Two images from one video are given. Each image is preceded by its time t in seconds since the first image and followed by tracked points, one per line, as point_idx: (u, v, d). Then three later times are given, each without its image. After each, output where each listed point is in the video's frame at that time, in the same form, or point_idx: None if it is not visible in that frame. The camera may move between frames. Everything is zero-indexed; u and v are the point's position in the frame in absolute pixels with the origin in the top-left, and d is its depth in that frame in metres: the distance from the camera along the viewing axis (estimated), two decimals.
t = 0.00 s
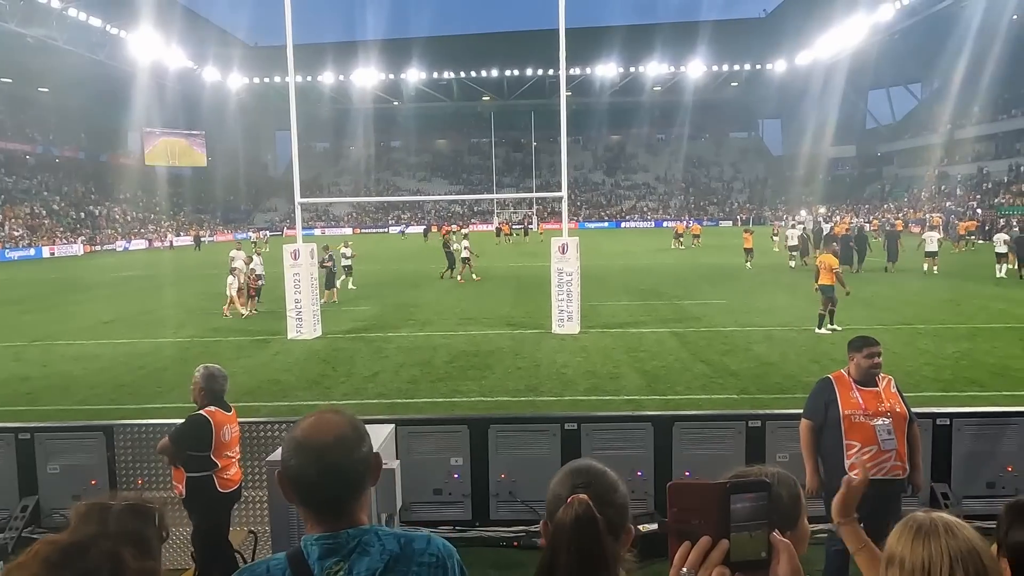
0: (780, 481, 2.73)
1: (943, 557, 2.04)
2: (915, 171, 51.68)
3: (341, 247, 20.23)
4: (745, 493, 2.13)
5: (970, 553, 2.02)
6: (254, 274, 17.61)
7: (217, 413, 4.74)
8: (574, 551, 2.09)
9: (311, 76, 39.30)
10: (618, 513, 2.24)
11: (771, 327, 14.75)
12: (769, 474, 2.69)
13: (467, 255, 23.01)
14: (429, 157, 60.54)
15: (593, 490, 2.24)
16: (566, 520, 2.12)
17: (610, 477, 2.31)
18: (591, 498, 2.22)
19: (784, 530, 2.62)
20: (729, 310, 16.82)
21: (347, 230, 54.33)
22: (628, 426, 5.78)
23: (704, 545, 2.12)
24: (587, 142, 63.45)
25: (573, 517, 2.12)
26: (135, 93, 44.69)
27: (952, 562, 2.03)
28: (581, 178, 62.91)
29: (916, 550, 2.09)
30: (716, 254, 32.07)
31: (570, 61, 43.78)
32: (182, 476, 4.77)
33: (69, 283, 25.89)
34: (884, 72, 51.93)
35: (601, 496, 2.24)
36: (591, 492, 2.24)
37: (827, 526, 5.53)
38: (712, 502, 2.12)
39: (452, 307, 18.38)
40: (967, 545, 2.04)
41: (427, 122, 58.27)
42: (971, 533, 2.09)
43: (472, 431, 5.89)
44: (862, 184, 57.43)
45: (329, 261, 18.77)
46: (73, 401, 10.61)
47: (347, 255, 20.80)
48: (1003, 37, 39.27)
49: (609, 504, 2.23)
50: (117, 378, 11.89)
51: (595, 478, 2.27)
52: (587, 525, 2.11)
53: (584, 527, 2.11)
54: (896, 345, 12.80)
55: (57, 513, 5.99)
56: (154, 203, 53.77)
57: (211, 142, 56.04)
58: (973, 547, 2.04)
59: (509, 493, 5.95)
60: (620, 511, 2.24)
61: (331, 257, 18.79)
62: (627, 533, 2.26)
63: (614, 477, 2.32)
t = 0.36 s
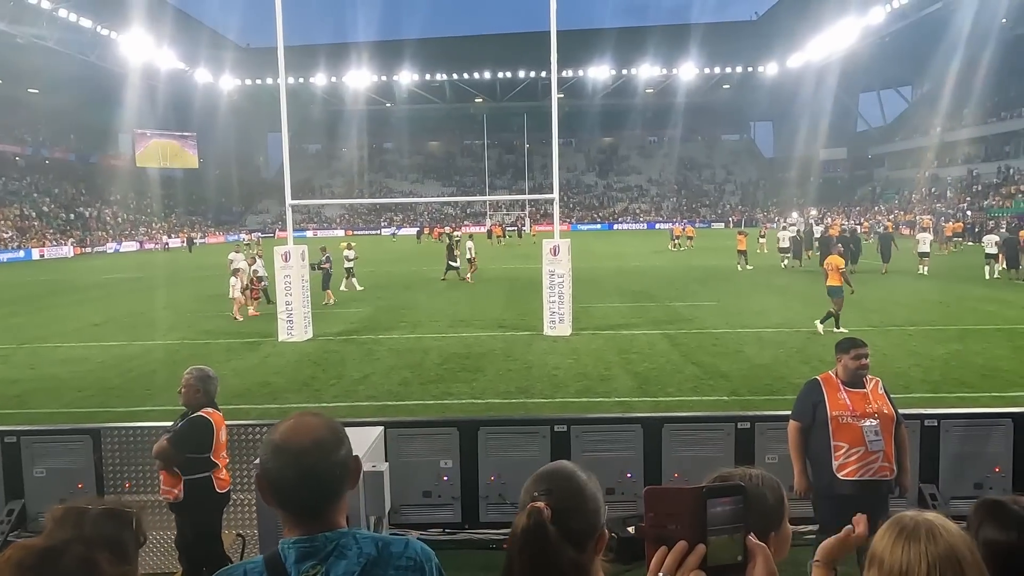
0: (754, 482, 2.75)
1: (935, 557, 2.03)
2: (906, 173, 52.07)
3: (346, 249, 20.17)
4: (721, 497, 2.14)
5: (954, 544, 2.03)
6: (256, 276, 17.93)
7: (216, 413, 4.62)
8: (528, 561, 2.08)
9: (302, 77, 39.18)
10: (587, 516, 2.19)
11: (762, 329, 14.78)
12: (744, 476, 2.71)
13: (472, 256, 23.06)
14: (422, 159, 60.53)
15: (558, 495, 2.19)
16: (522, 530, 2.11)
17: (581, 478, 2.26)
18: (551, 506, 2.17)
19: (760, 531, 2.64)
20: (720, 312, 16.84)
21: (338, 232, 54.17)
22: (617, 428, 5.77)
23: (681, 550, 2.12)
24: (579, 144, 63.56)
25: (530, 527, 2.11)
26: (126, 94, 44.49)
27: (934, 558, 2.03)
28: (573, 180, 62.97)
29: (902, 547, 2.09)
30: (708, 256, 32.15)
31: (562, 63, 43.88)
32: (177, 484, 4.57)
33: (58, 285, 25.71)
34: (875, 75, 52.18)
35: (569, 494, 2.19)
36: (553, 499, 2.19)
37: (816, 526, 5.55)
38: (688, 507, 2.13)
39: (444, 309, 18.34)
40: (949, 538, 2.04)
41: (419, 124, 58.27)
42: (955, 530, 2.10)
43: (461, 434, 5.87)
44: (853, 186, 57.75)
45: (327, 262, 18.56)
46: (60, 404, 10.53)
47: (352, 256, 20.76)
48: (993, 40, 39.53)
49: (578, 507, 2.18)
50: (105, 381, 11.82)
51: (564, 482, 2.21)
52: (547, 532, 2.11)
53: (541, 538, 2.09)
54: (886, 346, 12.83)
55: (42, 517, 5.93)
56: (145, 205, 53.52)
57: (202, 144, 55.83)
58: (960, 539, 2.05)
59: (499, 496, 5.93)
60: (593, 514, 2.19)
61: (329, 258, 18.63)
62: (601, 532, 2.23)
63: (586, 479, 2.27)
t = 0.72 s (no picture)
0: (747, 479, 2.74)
1: (916, 556, 1.97)
2: (898, 175, 52.45)
3: (350, 249, 20.16)
4: (714, 497, 2.17)
5: (935, 540, 1.98)
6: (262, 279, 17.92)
7: (217, 416, 4.60)
8: (504, 560, 2.08)
9: (296, 78, 39.14)
10: (568, 515, 2.17)
11: (754, 330, 14.84)
12: (734, 475, 2.71)
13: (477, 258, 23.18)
14: (416, 160, 60.60)
15: (538, 493, 2.18)
16: (493, 532, 2.12)
17: (566, 477, 2.25)
18: (527, 506, 2.17)
19: (749, 529, 2.64)
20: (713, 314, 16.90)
21: (332, 233, 54.12)
22: (610, 429, 5.77)
23: (672, 551, 2.13)
24: (573, 146, 63.69)
25: (505, 529, 2.11)
26: (118, 94, 44.30)
27: (910, 559, 1.97)
28: (567, 181, 63.07)
29: (879, 547, 2.05)
30: (702, 258, 32.29)
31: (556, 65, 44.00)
32: (179, 486, 4.57)
33: (49, 287, 25.58)
34: (867, 77, 52.53)
35: (549, 492, 2.18)
36: (531, 499, 2.17)
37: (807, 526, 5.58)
38: (680, 509, 2.14)
39: (437, 311, 18.35)
40: (924, 535, 2.00)
41: (413, 125, 58.26)
42: (936, 525, 2.04)
43: (455, 435, 5.86)
44: (845, 188, 58.11)
45: (326, 262, 18.44)
46: (50, 406, 10.47)
47: (356, 257, 20.76)
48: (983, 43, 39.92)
49: (561, 506, 2.16)
50: (97, 383, 11.76)
51: (545, 480, 2.20)
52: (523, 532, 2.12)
53: (513, 539, 2.10)
54: (878, 347, 12.90)
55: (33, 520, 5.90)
56: (137, 206, 53.33)
57: (195, 145, 55.70)
58: (942, 537, 1.99)
59: (492, 498, 5.92)
60: (577, 513, 2.18)
61: (328, 258, 18.54)
62: (587, 527, 2.22)
63: (571, 478, 2.25)
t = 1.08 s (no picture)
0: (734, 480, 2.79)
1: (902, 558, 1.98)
2: (890, 177, 52.84)
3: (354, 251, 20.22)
4: (708, 497, 2.17)
5: (920, 541, 1.99)
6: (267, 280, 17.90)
7: (211, 420, 4.57)
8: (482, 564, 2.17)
9: (290, 80, 39.09)
10: (555, 522, 2.13)
11: (748, 331, 14.89)
12: (729, 475, 2.74)
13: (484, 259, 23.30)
14: (409, 162, 60.55)
15: (525, 500, 2.15)
16: (473, 535, 2.20)
17: (565, 483, 2.20)
18: (511, 511, 2.16)
19: (740, 528, 2.68)
20: (706, 314, 16.96)
21: (327, 235, 54.09)
22: (603, 430, 5.78)
23: (666, 550, 2.15)
24: (567, 147, 63.76)
25: (485, 534, 2.17)
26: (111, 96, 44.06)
27: (892, 561, 1.99)
28: (561, 183, 63.13)
29: (864, 547, 2.07)
30: (696, 259, 32.37)
31: (550, 66, 44.05)
32: (173, 489, 4.55)
33: (40, 289, 25.41)
34: (860, 79, 52.73)
35: (537, 499, 2.15)
36: (522, 501, 2.17)
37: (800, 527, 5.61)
38: (672, 508, 2.16)
39: (431, 312, 18.33)
40: (910, 538, 2.01)
41: (407, 127, 58.29)
42: (921, 526, 2.05)
43: (448, 437, 5.87)
44: (838, 189, 58.39)
45: (328, 264, 18.47)
46: (42, 409, 10.42)
47: (362, 259, 20.86)
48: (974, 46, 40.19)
49: (548, 513, 2.13)
50: (90, 385, 11.72)
51: (536, 485, 2.17)
52: (501, 538, 2.15)
53: (492, 544, 2.16)
54: (871, 348, 12.96)
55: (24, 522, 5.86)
56: (131, 208, 53.03)
57: (188, 147, 55.46)
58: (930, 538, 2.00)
59: (486, 499, 5.92)
60: (571, 519, 2.14)
61: (329, 260, 18.55)
62: (582, 534, 2.17)
63: (572, 485, 2.20)
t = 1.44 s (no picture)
0: (733, 481, 2.86)
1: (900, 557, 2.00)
2: (883, 177, 53.15)
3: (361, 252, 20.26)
4: (707, 497, 2.18)
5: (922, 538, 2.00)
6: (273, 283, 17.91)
7: (206, 421, 4.56)
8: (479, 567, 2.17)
9: (283, 81, 39.08)
10: (554, 524, 2.12)
11: (742, 332, 14.94)
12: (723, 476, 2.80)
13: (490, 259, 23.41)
14: (404, 163, 60.49)
15: (524, 502, 2.15)
16: (466, 540, 2.21)
17: (567, 486, 2.18)
18: (510, 515, 2.16)
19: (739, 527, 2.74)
20: (701, 315, 17.02)
21: (321, 236, 54.11)
22: (598, 430, 5.78)
23: (665, 548, 2.16)
24: (561, 148, 63.83)
25: (484, 537, 2.19)
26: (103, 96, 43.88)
27: (887, 558, 2.01)
28: (555, 184, 63.19)
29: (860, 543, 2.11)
30: (690, 261, 32.46)
31: (544, 67, 44.10)
32: (167, 491, 4.54)
33: (32, 290, 25.30)
34: (854, 80, 52.95)
35: (535, 500, 2.14)
36: (519, 502, 2.16)
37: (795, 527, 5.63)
38: (671, 507, 2.17)
39: (425, 314, 18.32)
40: (906, 534, 2.03)
41: (402, 128, 58.27)
42: (916, 524, 2.06)
43: (443, 437, 5.87)
44: (831, 190, 58.62)
45: (331, 265, 18.46)
46: (35, 411, 10.38)
47: (369, 261, 20.89)
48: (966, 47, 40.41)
49: (546, 515, 2.12)
50: (83, 387, 11.67)
51: (537, 490, 2.15)
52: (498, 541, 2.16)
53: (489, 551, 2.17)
54: (864, 348, 13.03)
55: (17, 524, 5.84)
56: (124, 210, 52.84)
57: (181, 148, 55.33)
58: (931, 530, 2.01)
59: (481, 499, 5.92)
60: (572, 526, 2.14)
61: (333, 261, 18.52)
62: (583, 534, 2.16)
63: (577, 487, 2.19)
